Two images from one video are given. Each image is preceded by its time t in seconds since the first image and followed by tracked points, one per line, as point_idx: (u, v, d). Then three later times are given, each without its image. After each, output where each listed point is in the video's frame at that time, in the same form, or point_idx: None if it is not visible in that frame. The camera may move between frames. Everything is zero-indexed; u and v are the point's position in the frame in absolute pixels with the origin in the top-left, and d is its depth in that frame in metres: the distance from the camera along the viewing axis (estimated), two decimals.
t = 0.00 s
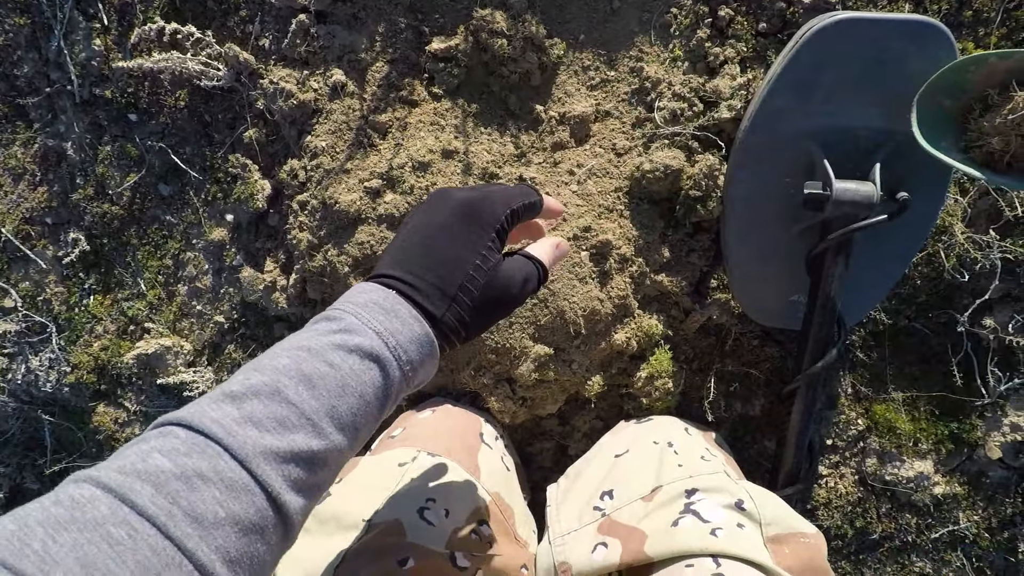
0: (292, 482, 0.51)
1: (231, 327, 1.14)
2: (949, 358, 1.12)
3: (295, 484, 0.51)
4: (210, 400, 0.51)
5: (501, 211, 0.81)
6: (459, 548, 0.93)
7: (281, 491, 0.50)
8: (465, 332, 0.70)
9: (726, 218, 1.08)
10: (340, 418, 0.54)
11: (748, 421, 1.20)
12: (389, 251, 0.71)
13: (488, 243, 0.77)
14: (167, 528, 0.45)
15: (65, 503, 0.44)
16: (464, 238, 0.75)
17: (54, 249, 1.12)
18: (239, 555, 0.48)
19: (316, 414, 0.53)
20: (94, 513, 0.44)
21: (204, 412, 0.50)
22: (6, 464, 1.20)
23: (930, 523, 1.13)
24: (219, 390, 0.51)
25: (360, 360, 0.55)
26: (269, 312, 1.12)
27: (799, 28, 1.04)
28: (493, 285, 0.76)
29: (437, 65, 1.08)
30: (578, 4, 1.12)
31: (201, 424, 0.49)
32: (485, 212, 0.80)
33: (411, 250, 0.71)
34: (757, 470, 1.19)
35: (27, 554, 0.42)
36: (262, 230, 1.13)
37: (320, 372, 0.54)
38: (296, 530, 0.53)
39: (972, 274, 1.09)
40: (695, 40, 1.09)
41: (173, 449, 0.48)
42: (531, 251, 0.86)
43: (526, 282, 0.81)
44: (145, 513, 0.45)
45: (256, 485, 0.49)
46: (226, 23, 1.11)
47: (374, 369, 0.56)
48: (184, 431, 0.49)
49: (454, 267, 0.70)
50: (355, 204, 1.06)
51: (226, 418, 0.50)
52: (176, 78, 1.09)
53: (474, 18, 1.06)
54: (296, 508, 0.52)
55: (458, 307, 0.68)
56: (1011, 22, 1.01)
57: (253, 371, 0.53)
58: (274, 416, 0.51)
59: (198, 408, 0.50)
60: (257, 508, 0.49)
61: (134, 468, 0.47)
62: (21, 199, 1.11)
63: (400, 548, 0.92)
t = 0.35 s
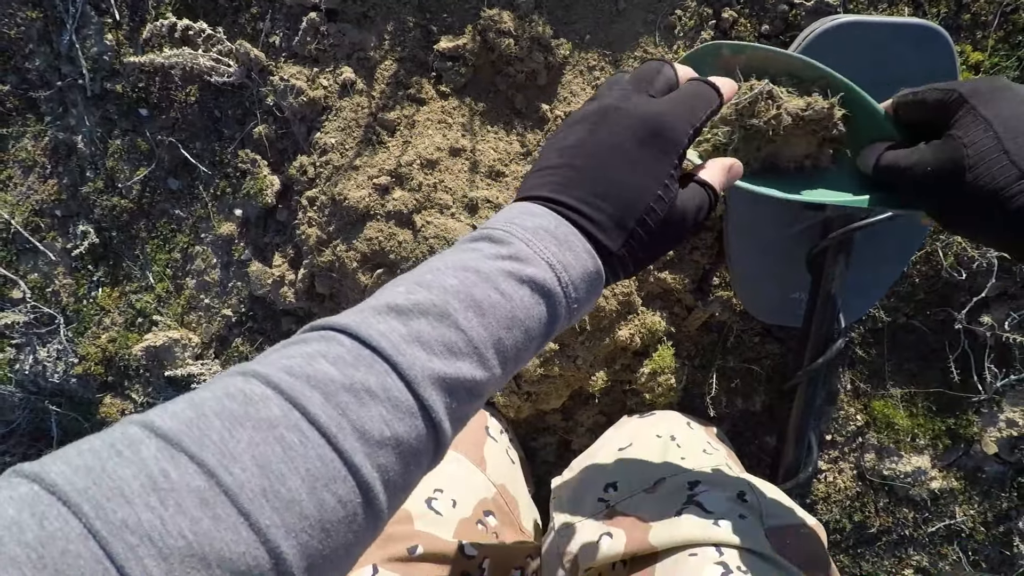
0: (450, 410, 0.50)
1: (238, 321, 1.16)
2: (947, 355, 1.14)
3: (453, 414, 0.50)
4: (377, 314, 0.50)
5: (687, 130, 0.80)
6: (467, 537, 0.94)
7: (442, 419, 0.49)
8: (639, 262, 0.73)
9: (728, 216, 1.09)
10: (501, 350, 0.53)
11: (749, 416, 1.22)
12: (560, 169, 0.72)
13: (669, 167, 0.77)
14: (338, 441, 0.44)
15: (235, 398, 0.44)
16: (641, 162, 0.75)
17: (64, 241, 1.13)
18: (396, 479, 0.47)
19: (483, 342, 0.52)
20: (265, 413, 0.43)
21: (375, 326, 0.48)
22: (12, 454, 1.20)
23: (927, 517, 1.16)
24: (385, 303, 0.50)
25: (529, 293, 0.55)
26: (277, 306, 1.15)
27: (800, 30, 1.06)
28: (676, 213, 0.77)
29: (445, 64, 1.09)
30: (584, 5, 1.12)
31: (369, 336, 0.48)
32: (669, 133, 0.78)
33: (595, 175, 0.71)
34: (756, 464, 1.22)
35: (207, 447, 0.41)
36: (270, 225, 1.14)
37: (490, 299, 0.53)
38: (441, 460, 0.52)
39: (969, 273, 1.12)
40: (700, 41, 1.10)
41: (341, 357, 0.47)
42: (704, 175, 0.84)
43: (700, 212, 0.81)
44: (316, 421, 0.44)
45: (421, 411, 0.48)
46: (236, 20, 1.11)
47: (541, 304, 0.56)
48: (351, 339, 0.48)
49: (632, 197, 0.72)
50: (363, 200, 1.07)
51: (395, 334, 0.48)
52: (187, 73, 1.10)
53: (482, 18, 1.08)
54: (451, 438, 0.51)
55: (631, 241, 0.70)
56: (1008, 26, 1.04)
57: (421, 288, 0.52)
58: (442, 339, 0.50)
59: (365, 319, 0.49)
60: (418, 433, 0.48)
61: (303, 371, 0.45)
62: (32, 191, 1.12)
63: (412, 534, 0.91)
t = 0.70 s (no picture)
0: (423, 380, 0.49)
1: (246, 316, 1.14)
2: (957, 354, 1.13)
3: (426, 385, 0.50)
4: (348, 284, 0.49)
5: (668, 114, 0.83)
6: (474, 533, 0.94)
7: (416, 388, 0.48)
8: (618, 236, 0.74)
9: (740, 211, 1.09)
10: (476, 319, 0.53)
11: (756, 414, 1.22)
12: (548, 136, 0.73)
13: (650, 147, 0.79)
14: (311, 412, 0.44)
15: (206, 371, 0.43)
16: (630, 137, 0.77)
17: (70, 234, 1.12)
18: (371, 451, 0.46)
19: (459, 310, 0.52)
20: (237, 386, 0.43)
21: (346, 295, 0.48)
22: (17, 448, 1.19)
23: (935, 517, 1.16)
24: (357, 272, 0.50)
25: (505, 261, 0.55)
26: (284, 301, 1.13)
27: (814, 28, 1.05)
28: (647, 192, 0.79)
29: (454, 58, 1.09)
30: None
31: (342, 306, 0.47)
32: (652, 113, 0.81)
33: (587, 145, 0.73)
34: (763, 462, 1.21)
35: (180, 422, 0.41)
36: (278, 219, 1.14)
37: (465, 267, 0.53)
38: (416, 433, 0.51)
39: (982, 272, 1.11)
40: (712, 36, 1.09)
41: (314, 328, 0.46)
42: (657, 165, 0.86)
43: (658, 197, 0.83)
44: (287, 393, 0.43)
45: (394, 380, 0.47)
46: (244, 13, 1.10)
47: (516, 273, 0.56)
48: (324, 310, 0.47)
49: (620, 168, 0.74)
50: (372, 195, 1.06)
51: (367, 304, 0.48)
52: (194, 67, 1.09)
53: (492, 11, 1.07)
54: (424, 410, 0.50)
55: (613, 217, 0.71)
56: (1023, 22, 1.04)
57: (394, 257, 0.52)
58: (416, 308, 0.50)
59: (337, 289, 0.49)
60: (392, 403, 0.47)
61: (274, 343, 0.45)
62: (38, 184, 1.11)
63: (418, 529, 0.90)
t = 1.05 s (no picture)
0: (398, 384, 0.49)
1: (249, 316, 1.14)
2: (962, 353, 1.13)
3: (402, 386, 0.50)
4: (314, 289, 0.49)
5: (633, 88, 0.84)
6: (479, 534, 0.94)
7: (390, 394, 0.48)
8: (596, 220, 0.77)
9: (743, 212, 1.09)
10: (451, 318, 0.53)
11: (760, 413, 1.22)
12: (516, 125, 0.75)
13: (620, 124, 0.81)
14: (277, 425, 0.44)
15: (170, 389, 0.44)
16: (600, 117, 0.79)
17: (74, 235, 1.12)
18: (347, 458, 0.47)
19: (430, 309, 0.51)
20: (201, 403, 0.43)
21: (310, 302, 0.48)
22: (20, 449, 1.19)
23: (939, 515, 1.16)
24: (324, 278, 0.50)
25: (476, 257, 0.54)
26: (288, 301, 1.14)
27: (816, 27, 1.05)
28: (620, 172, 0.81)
29: (457, 59, 1.09)
30: None
31: (307, 314, 0.47)
32: (619, 90, 0.82)
33: (554, 130, 0.74)
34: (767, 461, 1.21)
35: (141, 442, 0.42)
36: (281, 219, 1.14)
37: (434, 266, 0.52)
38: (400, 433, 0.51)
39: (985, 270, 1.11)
40: (715, 36, 1.09)
41: (279, 338, 0.46)
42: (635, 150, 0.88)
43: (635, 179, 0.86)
44: (251, 405, 0.44)
45: (364, 385, 0.47)
46: (248, 14, 1.11)
47: (491, 268, 0.55)
48: (290, 319, 0.47)
49: (592, 152, 0.75)
50: (376, 196, 1.07)
51: (332, 309, 0.48)
52: (198, 68, 1.09)
53: (495, 12, 1.07)
54: (403, 410, 0.50)
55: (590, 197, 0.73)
56: None
57: (362, 260, 0.51)
58: (384, 309, 0.49)
59: (302, 296, 0.49)
60: (366, 410, 0.47)
61: (239, 355, 0.45)
62: (42, 185, 1.11)
63: (422, 531, 0.91)
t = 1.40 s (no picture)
0: (390, 377, 0.51)
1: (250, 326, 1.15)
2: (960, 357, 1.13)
3: (393, 380, 0.51)
4: (306, 287, 0.51)
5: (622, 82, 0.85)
6: (479, 545, 0.94)
7: (382, 386, 0.50)
8: (582, 218, 0.79)
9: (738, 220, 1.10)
10: (439, 312, 0.55)
11: (760, 420, 1.22)
12: (503, 130, 0.78)
13: (604, 122, 0.83)
14: (270, 418, 0.45)
15: (165, 385, 0.45)
16: (581, 116, 0.81)
17: (77, 247, 1.14)
18: (340, 450, 0.48)
19: (420, 303, 0.53)
20: (195, 398, 0.45)
21: (302, 299, 0.50)
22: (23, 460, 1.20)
23: (941, 520, 1.15)
24: (315, 276, 0.52)
25: (463, 253, 0.56)
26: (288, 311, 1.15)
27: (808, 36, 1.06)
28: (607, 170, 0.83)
29: (455, 70, 1.10)
30: (593, 10, 1.11)
31: (298, 310, 0.49)
32: (605, 86, 0.84)
33: (537, 132, 0.77)
34: (767, 468, 1.21)
35: (136, 437, 0.43)
36: (281, 230, 1.15)
37: (422, 262, 0.54)
38: (393, 427, 0.52)
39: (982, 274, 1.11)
40: (709, 45, 1.10)
41: (271, 334, 0.48)
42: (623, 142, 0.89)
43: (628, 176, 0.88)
44: (245, 399, 0.45)
45: (356, 379, 0.49)
46: (248, 28, 1.12)
47: (477, 263, 0.57)
48: (281, 316, 0.49)
49: (572, 150, 0.78)
50: (375, 207, 1.08)
51: (324, 306, 0.50)
52: (199, 81, 1.11)
53: (491, 24, 1.08)
54: (395, 404, 0.52)
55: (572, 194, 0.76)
56: (1017, 25, 1.04)
57: (352, 259, 0.53)
58: (374, 305, 0.51)
59: (294, 294, 0.50)
60: (358, 403, 0.49)
61: (232, 351, 0.47)
62: (45, 198, 1.12)
63: (423, 542, 0.91)
